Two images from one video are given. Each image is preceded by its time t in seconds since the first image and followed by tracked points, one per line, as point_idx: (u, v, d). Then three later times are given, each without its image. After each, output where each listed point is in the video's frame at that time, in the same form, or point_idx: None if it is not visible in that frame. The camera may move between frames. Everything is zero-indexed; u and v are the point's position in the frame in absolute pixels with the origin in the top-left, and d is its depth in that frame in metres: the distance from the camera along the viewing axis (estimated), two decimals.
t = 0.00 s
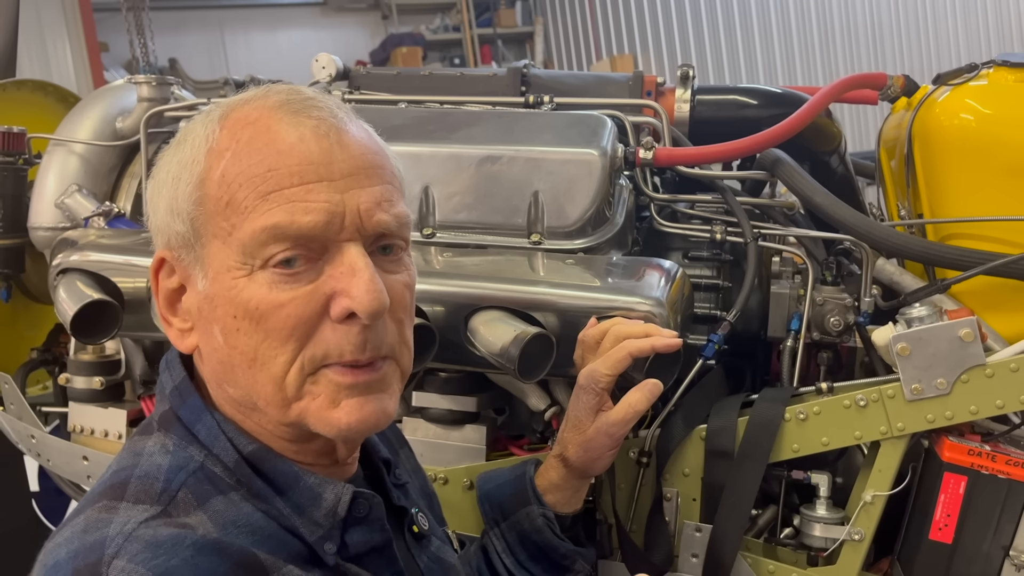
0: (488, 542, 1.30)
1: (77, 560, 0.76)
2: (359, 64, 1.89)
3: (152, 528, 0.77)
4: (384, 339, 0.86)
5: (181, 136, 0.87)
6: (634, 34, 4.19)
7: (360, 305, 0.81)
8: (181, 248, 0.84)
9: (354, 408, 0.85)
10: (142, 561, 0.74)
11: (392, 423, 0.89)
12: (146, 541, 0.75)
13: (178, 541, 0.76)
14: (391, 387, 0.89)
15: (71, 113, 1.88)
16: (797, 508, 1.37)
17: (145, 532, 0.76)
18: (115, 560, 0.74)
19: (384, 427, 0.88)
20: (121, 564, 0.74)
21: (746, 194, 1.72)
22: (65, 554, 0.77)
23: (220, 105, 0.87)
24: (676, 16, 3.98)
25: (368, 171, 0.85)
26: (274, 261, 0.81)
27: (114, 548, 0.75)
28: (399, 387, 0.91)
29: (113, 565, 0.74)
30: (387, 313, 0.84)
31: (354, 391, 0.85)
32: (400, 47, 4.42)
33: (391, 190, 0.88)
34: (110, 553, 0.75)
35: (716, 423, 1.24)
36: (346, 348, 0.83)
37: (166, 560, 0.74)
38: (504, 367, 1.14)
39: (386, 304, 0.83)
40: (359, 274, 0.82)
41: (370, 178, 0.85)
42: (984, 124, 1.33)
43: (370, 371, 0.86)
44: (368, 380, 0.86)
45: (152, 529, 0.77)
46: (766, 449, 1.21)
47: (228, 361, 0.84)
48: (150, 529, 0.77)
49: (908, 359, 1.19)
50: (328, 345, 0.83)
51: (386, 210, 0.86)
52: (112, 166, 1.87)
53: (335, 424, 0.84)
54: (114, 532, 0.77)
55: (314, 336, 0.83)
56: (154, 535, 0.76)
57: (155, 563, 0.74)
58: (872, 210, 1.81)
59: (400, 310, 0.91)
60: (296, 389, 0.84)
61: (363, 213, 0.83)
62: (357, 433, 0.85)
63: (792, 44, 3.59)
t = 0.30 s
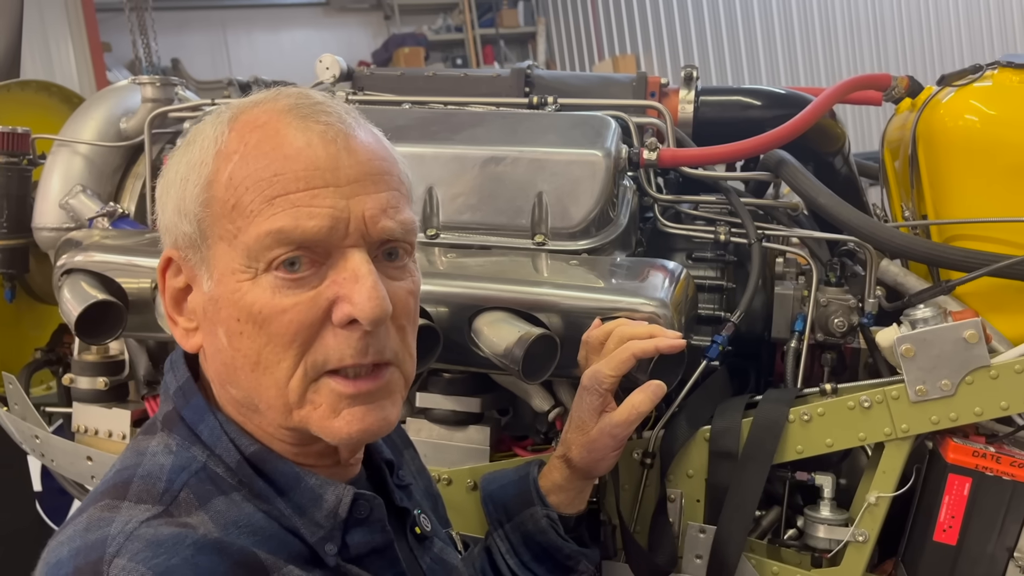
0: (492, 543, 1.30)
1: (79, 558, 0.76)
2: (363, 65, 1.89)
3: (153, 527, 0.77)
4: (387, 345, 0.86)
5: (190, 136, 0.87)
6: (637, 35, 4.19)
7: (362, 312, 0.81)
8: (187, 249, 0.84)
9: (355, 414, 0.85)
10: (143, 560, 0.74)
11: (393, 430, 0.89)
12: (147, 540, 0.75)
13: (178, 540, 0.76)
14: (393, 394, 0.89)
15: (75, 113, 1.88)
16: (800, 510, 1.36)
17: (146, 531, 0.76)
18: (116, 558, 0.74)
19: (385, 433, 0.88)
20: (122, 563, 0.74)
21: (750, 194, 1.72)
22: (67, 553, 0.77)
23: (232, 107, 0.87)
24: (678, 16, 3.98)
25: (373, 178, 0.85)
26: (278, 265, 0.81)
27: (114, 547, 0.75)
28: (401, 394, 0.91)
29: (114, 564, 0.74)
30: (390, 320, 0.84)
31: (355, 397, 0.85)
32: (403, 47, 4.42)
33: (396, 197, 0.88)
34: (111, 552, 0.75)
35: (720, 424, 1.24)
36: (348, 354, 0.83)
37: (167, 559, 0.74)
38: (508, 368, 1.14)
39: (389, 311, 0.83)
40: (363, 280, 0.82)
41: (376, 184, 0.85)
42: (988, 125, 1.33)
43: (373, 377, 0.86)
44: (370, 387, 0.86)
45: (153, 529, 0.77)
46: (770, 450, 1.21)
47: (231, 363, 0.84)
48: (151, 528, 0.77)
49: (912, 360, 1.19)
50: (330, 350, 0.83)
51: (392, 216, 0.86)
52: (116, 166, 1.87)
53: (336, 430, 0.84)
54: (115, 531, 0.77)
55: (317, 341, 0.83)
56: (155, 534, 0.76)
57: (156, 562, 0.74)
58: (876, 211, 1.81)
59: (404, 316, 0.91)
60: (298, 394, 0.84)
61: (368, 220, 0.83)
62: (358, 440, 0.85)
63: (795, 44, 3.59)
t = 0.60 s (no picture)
0: (495, 542, 1.30)
1: (82, 559, 0.76)
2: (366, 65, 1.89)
3: (157, 528, 0.77)
4: (391, 344, 0.86)
5: (193, 136, 0.87)
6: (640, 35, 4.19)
7: (367, 311, 0.81)
8: (191, 249, 0.84)
9: (359, 412, 0.85)
10: (146, 561, 0.74)
11: (398, 428, 0.89)
12: (151, 540, 0.76)
13: (182, 541, 0.76)
14: (397, 392, 0.89)
15: (78, 113, 1.88)
16: (804, 509, 1.36)
17: (150, 532, 0.76)
18: (120, 559, 0.74)
19: (389, 432, 0.88)
20: (125, 564, 0.74)
21: (754, 194, 1.72)
22: (71, 553, 0.77)
23: (234, 106, 0.87)
24: (681, 16, 3.98)
25: (376, 177, 0.85)
26: (283, 264, 0.81)
27: (118, 548, 0.75)
28: (405, 392, 0.91)
29: (118, 564, 0.74)
30: (394, 319, 0.84)
31: (360, 395, 0.85)
32: (404, 47, 4.43)
33: (400, 195, 0.88)
34: (115, 552, 0.75)
35: (724, 424, 1.24)
36: (352, 353, 0.83)
37: (170, 560, 0.74)
38: (512, 367, 1.14)
39: (394, 310, 0.83)
40: (367, 279, 0.82)
41: (380, 183, 0.85)
42: (993, 124, 1.33)
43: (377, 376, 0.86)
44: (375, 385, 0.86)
45: (157, 529, 0.77)
46: (774, 449, 1.21)
47: (236, 362, 0.84)
48: (156, 529, 0.77)
49: (916, 360, 1.18)
50: (334, 349, 0.83)
51: (395, 214, 0.86)
52: (119, 166, 1.87)
53: (341, 428, 0.84)
54: (119, 532, 0.77)
55: (321, 341, 0.83)
56: (160, 535, 0.76)
57: (160, 563, 0.74)
58: (879, 211, 1.81)
59: (407, 315, 0.91)
60: (303, 393, 0.84)
61: (371, 218, 0.83)
62: (363, 438, 0.85)
63: (797, 44, 3.58)
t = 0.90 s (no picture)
0: (497, 542, 1.30)
1: (89, 559, 0.76)
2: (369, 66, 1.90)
3: (163, 529, 0.77)
4: (395, 345, 0.86)
5: (196, 138, 0.87)
6: (641, 35, 4.19)
7: (371, 313, 0.81)
8: (194, 250, 0.84)
9: (363, 414, 0.85)
10: (153, 561, 0.74)
11: (401, 429, 0.90)
12: (157, 541, 0.76)
13: (188, 542, 0.77)
14: (400, 393, 0.89)
15: (81, 113, 1.88)
16: (806, 510, 1.36)
17: (156, 532, 0.77)
18: (126, 560, 0.74)
19: (392, 432, 0.88)
20: (132, 564, 0.74)
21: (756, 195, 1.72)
22: (77, 554, 0.77)
23: (237, 108, 0.87)
24: (683, 18, 3.98)
25: (380, 178, 0.85)
26: (287, 266, 0.81)
27: (125, 549, 0.75)
28: (408, 393, 0.91)
29: (124, 565, 0.74)
30: (397, 320, 0.84)
31: (363, 397, 0.85)
32: (406, 47, 4.43)
33: (403, 196, 0.88)
34: (121, 553, 0.75)
35: (726, 425, 1.24)
36: (357, 354, 0.83)
37: (176, 561, 0.75)
38: (515, 368, 1.14)
39: (397, 311, 0.83)
40: (371, 281, 0.82)
41: (383, 184, 0.85)
42: (996, 125, 1.33)
43: (379, 377, 0.86)
44: (378, 386, 0.86)
45: (163, 530, 0.77)
46: (777, 450, 1.21)
47: (240, 363, 0.85)
48: (162, 529, 0.77)
49: (919, 361, 1.19)
50: (338, 351, 0.83)
51: (399, 216, 0.86)
52: (123, 166, 1.87)
53: (344, 429, 0.85)
54: (125, 533, 0.77)
55: (325, 342, 0.83)
56: (165, 535, 0.77)
57: (166, 563, 0.74)
58: (880, 212, 1.81)
59: (411, 316, 0.91)
60: (307, 394, 0.84)
61: (375, 220, 0.84)
62: (367, 437, 0.86)
63: (798, 44, 3.58)
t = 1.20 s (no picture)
0: (500, 542, 1.29)
1: (100, 559, 0.75)
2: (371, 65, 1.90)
3: (174, 529, 0.77)
4: (416, 339, 0.87)
5: (199, 140, 0.86)
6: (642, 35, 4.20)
7: (396, 307, 0.82)
8: (205, 255, 0.83)
9: (388, 408, 0.86)
10: (165, 562, 0.74)
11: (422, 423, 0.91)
12: (168, 541, 0.76)
13: (200, 542, 0.76)
14: (420, 386, 0.90)
15: (83, 112, 1.88)
16: (809, 510, 1.36)
17: (168, 532, 0.76)
18: (138, 560, 0.74)
19: (416, 424, 0.89)
20: (144, 565, 0.74)
21: (758, 195, 1.72)
22: (87, 554, 0.77)
23: (241, 108, 0.87)
24: (684, 19, 3.99)
25: (396, 173, 0.86)
26: (309, 265, 0.81)
27: (137, 549, 0.75)
28: (426, 386, 0.92)
29: (136, 565, 0.74)
30: (419, 314, 0.85)
31: (388, 391, 0.86)
32: (408, 48, 4.43)
33: (416, 191, 0.89)
34: (133, 553, 0.75)
35: (729, 425, 1.24)
36: (382, 349, 0.84)
37: (188, 561, 0.75)
38: (517, 368, 1.14)
39: (421, 305, 0.84)
40: (395, 276, 0.83)
41: (398, 180, 0.86)
42: (999, 125, 1.32)
43: (401, 371, 0.87)
44: (401, 379, 0.87)
45: (174, 530, 0.77)
46: (780, 451, 1.20)
47: (260, 364, 0.84)
48: (173, 529, 0.77)
49: (922, 361, 1.18)
50: (364, 347, 0.84)
51: (415, 210, 0.87)
52: (125, 165, 1.87)
53: (371, 424, 0.85)
54: (136, 533, 0.77)
55: (349, 339, 0.83)
56: (177, 536, 0.76)
57: (179, 564, 0.74)
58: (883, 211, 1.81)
59: (426, 309, 0.92)
60: (331, 392, 0.84)
61: (394, 215, 0.84)
62: (393, 430, 0.87)
63: (800, 43, 3.58)
